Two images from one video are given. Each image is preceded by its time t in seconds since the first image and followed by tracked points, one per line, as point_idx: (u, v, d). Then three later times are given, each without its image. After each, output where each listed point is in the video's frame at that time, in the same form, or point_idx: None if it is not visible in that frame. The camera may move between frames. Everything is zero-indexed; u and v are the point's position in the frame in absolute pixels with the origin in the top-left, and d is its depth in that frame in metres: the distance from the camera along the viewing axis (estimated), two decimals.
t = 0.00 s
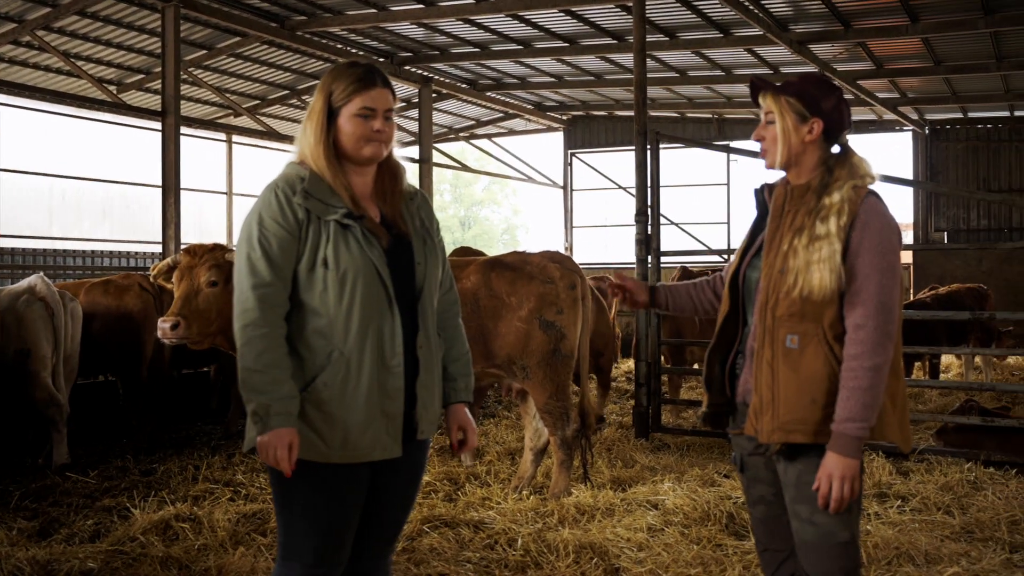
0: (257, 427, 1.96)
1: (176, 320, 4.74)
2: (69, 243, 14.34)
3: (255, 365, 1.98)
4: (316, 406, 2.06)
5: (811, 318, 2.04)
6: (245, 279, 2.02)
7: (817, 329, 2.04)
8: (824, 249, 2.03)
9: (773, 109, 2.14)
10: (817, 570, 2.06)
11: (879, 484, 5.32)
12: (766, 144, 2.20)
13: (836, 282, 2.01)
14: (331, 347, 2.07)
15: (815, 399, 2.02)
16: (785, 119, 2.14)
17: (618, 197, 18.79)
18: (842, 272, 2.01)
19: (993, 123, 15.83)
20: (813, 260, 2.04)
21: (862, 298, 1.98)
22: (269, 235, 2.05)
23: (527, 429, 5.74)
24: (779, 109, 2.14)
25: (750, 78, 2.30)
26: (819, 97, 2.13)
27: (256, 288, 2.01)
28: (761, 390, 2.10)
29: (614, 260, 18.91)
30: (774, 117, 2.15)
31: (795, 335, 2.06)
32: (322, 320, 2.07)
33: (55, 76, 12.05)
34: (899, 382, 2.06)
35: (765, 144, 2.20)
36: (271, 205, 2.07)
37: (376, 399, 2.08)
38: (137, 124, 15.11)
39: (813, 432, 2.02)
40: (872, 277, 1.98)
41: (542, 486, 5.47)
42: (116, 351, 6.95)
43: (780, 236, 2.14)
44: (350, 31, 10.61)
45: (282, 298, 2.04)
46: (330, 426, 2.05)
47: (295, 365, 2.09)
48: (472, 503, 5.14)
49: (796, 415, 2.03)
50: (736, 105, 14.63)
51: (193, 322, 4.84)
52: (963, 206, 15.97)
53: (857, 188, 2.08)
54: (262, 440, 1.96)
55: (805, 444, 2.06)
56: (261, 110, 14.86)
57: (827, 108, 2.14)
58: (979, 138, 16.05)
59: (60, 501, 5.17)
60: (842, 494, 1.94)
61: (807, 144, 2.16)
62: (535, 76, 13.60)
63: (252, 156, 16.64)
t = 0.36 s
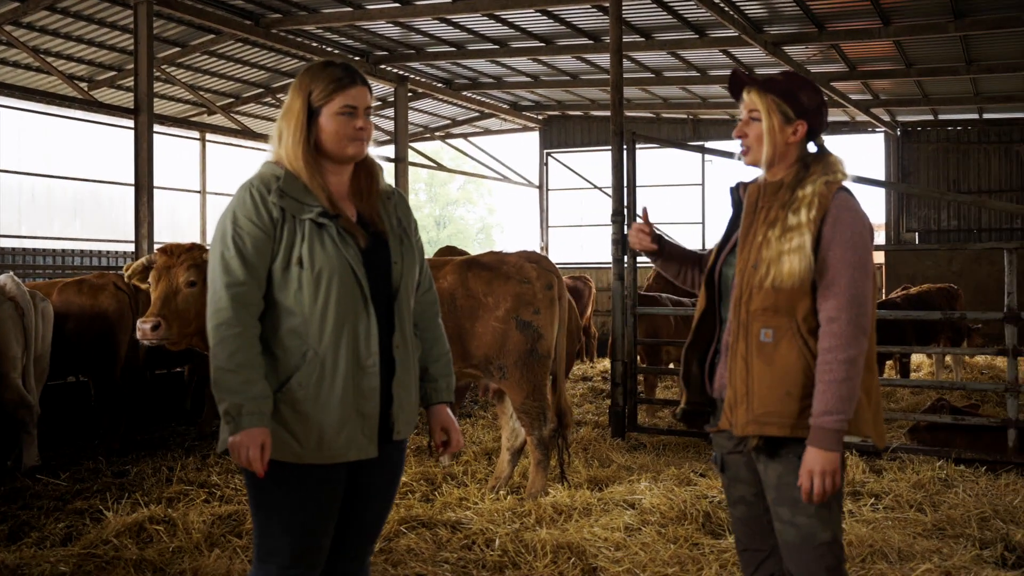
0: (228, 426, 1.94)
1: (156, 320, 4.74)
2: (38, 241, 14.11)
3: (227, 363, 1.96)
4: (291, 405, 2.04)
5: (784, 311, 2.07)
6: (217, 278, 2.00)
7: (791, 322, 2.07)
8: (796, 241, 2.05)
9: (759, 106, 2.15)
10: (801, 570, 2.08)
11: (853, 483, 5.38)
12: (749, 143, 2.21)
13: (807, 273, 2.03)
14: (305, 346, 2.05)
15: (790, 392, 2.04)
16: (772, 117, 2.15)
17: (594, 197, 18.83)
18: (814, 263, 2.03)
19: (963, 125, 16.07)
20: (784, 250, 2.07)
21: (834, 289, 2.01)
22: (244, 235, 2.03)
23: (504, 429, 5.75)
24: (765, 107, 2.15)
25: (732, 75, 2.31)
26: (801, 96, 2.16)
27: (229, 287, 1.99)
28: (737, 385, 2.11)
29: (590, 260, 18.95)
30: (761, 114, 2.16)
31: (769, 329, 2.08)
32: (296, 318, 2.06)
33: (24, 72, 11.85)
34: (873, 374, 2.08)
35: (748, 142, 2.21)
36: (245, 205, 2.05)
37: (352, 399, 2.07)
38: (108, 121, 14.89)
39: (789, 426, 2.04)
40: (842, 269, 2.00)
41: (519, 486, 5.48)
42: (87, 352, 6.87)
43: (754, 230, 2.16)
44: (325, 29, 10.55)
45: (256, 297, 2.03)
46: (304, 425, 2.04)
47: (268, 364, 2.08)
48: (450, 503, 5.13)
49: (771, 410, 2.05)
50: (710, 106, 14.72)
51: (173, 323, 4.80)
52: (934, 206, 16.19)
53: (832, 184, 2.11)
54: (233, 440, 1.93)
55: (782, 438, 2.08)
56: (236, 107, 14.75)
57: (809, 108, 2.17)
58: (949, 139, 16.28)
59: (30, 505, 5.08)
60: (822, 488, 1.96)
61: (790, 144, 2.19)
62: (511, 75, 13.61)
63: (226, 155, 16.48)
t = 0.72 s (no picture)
0: (216, 430, 1.92)
1: (138, 322, 4.66)
2: (12, 241, 13.89)
3: (214, 366, 1.94)
4: (280, 408, 2.03)
5: (773, 317, 2.09)
6: (204, 280, 1.99)
7: (778, 327, 2.09)
8: (785, 247, 2.07)
9: (733, 114, 2.16)
10: (785, 568, 2.10)
11: (833, 482, 5.44)
12: (726, 151, 2.22)
13: (797, 279, 2.06)
14: (294, 348, 2.04)
15: (780, 395, 2.06)
16: (746, 125, 2.15)
17: (574, 197, 18.86)
18: (801, 269, 2.06)
19: (938, 127, 16.29)
20: (773, 257, 2.09)
21: (820, 294, 2.03)
22: (230, 235, 2.02)
23: (486, 430, 5.76)
24: (740, 116, 2.16)
25: (703, 86, 2.32)
26: (775, 103, 2.17)
27: (216, 289, 1.98)
28: (728, 390, 2.12)
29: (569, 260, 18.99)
30: (735, 123, 2.16)
31: (757, 334, 2.09)
32: (283, 321, 2.05)
33: None
34: (857, 376, 2.12)
35: (725, 150, 2.22)
36: (232, 205, 2.04)
37: (340, 400, 2.06)
38: (83, 119, 14.71)
39: (779, 430, 2.07)
40: (830, 274, 2.02)
41: (501, 486, 5.48)
42: (65, 353, 6.78)
43: (740, 235, 2.18)
44: (305, 28, 10.50)
45: (243, 298, 2.02)
46: (293, 428, 2.02)
47: (256, 367, 2.06)
48: (432, 504, 5.12)
49: (761, 413, 2.07)
50: (690, 107, 14.80)
51: (155, 324, 4.76)
52: (909, 207, 16.39)
53: (812, 190, 2.13)
54: (220, 443, 1.91)
55: (771, 440, 2.10)
56: (214, 106, 14.62)
57: (784, 113, 2.19)
58: (925, 141, 16.49)
59: (6, 508, 5.01)
60: (806, 488, 1.97)
61: (768, 148, 2.20)
62: (491, 75, 13.61)
63: (204, 154, 16.33)
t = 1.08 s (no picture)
0: (216, 434, 1.92)
1: (123, 323, 4.64)
2: None
3: (213, 371, 1.93)
4: (277, 413, 2.02)
5: (759, 322, 2.10)
6: (200, 284, 1.97)
7: (765, 332, 2.10)
8: (769, 253, 2.09)
9: (716, 119, 2.19)
10: (773, 569, 2.11)
11: (819, 482, 5.49)
12: (710, 155, 2.25)
13: (782, 287, 2.07)
14: (291, 353, 2.04)
15: (767, 400, 2.08)
16: (727, 129, 2.19)
17: (558, 198, 18.88)
18: (786, 276, 2.08)
19: (920, 129, 16.46)
20: (758, 265, 2.10)
21: (806, 301, 2.05)
22: (228, 240, 2.01)
23: (473, 431, 5.78)
24: (721, 120, 2.19)
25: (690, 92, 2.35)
26: (757, 108, 2.20)
27: (212, 293, 1.97)
28: (714, 396, 2.14)
29: (554, 260, 19.01)
30: (717, 126, 2.20)
31: (744, 339, 2.11)
32: (280, 325, 2.04)
33: None
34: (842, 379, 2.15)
35: (708, 153, 2.25)
36: (228, 210, 2.03)
37: (337, 404, 2.06)
38: (64, 118, 14.55)
39: (768, 433, 2.08)
40: (815, 280, 2.04)
41: (488, 487, 5.49)
42: (48, 355, 6.72)
43: (725, 241, 2.20)
44: (290, 27, 10.46)
45: (239, 303, 2.01)
46: (290, 432, 2.02)
47: (253, 371, 2.06)
48: (420, 506, 5.12)
49: (751, 418, 2.08)
50: (674, 108, 14.87)
51: (140, 326, 4.72)
52: (891, 209, 16.55)
53: (796, 196, 2.14)
54: (219, 448, 1.91)
55: (757, 444, 2.12)
56: (197, 106, 14.52)
57: (767, 119, 2.21)
58: (907, 143, 16.66)
59: None
60: (797, 491, 2.00)
61: (750, 152, 2.22)
62: (476, 76, 13.61)
63: (186, 153, 16.21)
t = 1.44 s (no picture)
0: (213, 442, 1.91)
1: (112, 324, 4.63)
2: None
3: (209, 377, 1.94)
4: (271, 418, 2.03)
5: (736, 322, 2.13)
6: (196, 290, 1.98)
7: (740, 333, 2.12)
8: (743, 254, 2.10)
9: (706, 122, 2.22)
10: (761, 571, 2.13)
11: (809, 484, 5.53)
12: (701, 157, 2.28)
13: (753, 285, 2.09)
14: (285, 358, 2.04)
15: (740, 402, 2.10)
16: (717, 132, 2.22)
17: (547, 198, 18.90)
18: (758, 275, 2.08)
19: (908, 131, 16.58)
20: (732, 264, 2.13)
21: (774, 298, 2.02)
22: (224, 246, 2.00)
23: (464, 433, 5.78)
24: (711, 122, 2.22)
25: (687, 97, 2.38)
26: (749, 111, 2.21)
27: (208, 299, 1.97)
28: (690, 396, 2.19)
29: (543, 261, 19.03)
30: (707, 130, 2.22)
31: (720, 340, 2.14)
32: (275, 329, 2.04)
33: None
34: (825, 381, 2.15)
35: (701, 155, 2.28)
36: (223, 215, 2.02)
37: (331, 408, 2.06)
38: (51, 118, 14.45)
39: (735, 435, 2.11)
40: (787, 275, 2.02)
41: (479, 489, 5.50)
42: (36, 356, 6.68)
43: (710, 244, 2.21)
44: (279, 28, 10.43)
45: (235, 308, 2.01)
46: (284, 436, 2.02)
47: (247, 377, 2.06)
48: (411, 508, 5.12)
49: (720, 418, 2.12)
50: (664, 110, 14.92)
51: (130, 328, 4.70)
52: (880, 210, 16.66)
53: (779, 198, 2.14)
54: (218, 456, 1.91)
55: (731, 444, 2.14)
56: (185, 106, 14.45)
57: (759, 121, 2.21)
58: (894, 145, 16.78)
59: None
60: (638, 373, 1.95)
61: (739, 155, 2.24)
62: (466, 77, 13.60)
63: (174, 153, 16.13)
